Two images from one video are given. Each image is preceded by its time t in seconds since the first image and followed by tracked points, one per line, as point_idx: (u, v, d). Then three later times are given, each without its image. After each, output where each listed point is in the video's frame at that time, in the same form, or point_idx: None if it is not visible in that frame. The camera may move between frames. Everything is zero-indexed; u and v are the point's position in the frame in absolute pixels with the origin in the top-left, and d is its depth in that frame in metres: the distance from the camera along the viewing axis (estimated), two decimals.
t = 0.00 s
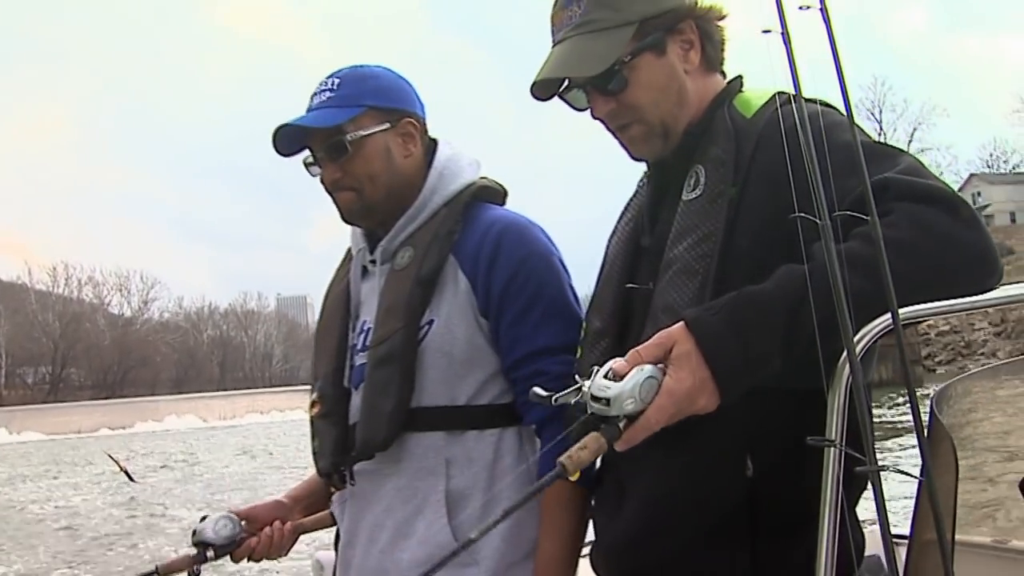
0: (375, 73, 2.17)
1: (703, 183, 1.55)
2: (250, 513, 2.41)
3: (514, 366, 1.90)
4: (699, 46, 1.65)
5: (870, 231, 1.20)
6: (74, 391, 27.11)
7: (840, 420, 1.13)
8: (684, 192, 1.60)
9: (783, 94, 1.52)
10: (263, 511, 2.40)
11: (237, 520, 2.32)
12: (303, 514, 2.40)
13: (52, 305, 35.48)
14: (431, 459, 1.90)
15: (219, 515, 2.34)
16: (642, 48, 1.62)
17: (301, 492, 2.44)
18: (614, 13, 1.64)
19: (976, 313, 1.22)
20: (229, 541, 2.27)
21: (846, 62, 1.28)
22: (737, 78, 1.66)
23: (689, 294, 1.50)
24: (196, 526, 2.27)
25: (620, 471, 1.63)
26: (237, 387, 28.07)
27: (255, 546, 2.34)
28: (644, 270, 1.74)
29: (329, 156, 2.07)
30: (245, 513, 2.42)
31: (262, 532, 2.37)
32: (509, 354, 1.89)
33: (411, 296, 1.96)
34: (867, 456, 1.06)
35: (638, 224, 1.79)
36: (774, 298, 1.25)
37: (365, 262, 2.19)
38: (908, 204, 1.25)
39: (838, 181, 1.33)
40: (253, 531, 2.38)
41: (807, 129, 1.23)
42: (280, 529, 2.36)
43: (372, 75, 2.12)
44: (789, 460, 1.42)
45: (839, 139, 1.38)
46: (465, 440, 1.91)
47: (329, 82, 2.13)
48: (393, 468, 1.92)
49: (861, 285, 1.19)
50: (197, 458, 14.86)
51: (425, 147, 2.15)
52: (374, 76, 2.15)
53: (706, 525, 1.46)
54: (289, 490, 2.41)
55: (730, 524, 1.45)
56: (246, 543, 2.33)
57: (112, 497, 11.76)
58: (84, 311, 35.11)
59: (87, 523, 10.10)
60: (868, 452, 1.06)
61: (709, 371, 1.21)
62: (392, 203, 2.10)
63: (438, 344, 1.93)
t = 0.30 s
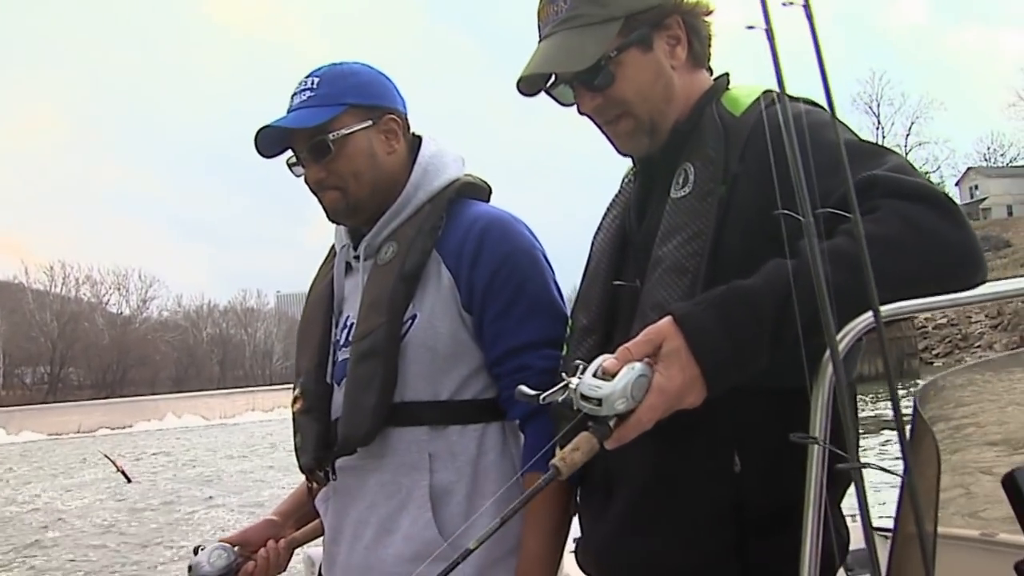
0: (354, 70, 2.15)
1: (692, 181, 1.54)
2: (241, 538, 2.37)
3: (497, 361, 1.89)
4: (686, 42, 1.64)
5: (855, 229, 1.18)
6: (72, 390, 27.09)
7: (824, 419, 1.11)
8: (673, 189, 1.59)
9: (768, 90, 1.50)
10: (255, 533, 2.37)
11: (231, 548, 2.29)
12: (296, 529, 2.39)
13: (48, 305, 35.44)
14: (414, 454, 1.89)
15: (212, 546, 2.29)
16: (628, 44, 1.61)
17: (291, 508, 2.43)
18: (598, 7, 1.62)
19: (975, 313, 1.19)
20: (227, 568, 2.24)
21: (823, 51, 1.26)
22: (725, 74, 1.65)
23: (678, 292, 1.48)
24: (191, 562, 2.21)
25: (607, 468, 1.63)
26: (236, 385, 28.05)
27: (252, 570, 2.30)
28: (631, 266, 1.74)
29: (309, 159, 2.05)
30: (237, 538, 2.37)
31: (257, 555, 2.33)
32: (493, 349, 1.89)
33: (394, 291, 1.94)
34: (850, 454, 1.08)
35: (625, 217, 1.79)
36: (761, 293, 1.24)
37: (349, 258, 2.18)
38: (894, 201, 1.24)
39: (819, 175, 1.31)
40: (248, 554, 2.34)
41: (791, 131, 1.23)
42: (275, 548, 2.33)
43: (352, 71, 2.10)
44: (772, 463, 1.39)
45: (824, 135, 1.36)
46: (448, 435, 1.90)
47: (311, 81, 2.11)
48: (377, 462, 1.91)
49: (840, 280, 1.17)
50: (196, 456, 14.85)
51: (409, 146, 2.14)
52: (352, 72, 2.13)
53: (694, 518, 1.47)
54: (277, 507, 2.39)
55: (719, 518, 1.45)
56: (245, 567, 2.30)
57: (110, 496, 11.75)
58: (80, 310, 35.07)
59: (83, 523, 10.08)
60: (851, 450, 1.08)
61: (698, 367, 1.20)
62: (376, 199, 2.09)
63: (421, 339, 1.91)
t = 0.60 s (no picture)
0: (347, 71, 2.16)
1: (684, 173, 1.55)
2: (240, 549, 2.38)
3: (495, 358, 1.90)
4: (685, 36, 1.65)
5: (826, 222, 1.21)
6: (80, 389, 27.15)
7: (801, 415, 1.13)
8: (666, 183, 1.60)
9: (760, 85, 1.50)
10: (253, 544, 2.38)
11: (231, 564, 2.27)
12: (293, 535, 2.40)
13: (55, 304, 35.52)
14: (412, 450, 1.90)
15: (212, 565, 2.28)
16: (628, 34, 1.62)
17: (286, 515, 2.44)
18: None
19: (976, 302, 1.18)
20: None
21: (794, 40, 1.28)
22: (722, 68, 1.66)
23: (669, 282, 1.49)
24: None
25: (601, 463, 1.65)
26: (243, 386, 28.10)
27: None
28: (625, 260, 1.75)
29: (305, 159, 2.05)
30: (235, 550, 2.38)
31: (258, 567, 2.35)
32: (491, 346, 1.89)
33: (391, 288, 1.95)
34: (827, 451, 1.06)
35: (619, 212, 1.80)
36: (736, 283, 1.25)
37: (346, 256, 2.19)
38: (873, 194, 1.27)
39: (791, 173, 1.37)
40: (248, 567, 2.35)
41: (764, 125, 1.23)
42: (274, 559, 2.35)
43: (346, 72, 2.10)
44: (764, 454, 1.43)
45: (797, 132, 1.40)
46: (445, 432, 1.91)
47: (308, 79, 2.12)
48: (374, 459, 1.92)
49: (811, 269, 1.21)
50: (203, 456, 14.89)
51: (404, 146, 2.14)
52: (346, 73, 2.14)
53: (684, 511, 1.48)
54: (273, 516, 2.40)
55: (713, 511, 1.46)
56: None
57: (116, 496, 11.77)
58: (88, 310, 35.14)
59: (89, 522, 10.11)
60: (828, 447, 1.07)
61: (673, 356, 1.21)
62: (373, 199, 2.09)
63: (418, 336, 1.93)
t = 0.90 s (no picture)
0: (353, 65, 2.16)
1: (694, 167, 1.58)
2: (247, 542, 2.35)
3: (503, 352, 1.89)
4: (702, 29, 1.67)
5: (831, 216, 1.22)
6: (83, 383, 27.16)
7: (806, 408, 1.15)
8: (677, 176, 1.63)
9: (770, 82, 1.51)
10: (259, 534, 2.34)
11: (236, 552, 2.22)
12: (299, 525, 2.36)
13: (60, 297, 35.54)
14: (417, 442, 1.90)
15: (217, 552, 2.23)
16: (643, 25, 1.64)
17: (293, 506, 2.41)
18: None
19: (976, 310, 1.21)
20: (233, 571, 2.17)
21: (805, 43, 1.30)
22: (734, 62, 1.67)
23: (675, 274, 1.50)
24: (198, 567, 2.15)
25: (607, 452, 1.67)
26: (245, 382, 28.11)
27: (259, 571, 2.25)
28: (636, 253, 1.78)
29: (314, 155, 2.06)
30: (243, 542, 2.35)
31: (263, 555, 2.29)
32: (498, 340, 1.89)
33: (398, 281, 1.96)
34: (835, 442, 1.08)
35: (632, 204, 1.83)
36: (738, 275, 1.29)
37: (354, 249, 2.20)
38: (876, 189, 1.27)
39: (799, 167, 1.39)
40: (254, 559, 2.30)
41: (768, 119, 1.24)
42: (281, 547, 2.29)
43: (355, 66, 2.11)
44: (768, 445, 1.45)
45: (806, 127, 1.41)
46: (451, 425, 1.90)
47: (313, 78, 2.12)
48: (379, 451, 1.93)
49: (818, 262, 1.22)
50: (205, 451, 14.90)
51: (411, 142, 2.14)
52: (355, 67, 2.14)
53: (688, 502, 1.51)
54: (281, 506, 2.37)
55: (714, 503, 1.48)
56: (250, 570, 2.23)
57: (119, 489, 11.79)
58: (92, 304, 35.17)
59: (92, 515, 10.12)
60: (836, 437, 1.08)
61: (670, 337, 1.24)
62: (382, 192, 2.10)
63: (426, 330, 1.93)
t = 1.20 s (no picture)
0: (363, 61, 2.14)
1: (716, 163, 1.58)
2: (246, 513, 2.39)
3: (514, 349, 1.89)
4: (733, 27, 1.65)
5: (863, 217, 1.21)
6: (95, 372, 27.25)
7: (834, 403, 1.16)
8: (699, 171, 1.62)
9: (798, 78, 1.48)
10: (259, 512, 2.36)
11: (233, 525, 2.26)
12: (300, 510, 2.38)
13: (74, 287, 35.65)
14: (429, 440, 1.89)
15: (216, 521, 2.27)
16: (675, 11, 1.63)
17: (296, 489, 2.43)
18: None
19: (989, 309, 1.17)
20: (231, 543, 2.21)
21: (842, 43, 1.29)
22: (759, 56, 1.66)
23: (698, 269, 1.52)
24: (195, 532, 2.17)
25: (626, 448, 1.67)
26: (258, 373, 28.18)
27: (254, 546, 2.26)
28: (655, 249, 1.77)
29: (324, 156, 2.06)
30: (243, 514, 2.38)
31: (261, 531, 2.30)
32: (510, 338, 1.89)
33: (409, 279, 1.95)
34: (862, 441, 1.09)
35: (652, 198, 1.82)
36: (768, 276, 1.28)
37: (365, 246, 2.19)
38: (907, 190, 1.26)
39: (833, 168, 1.37)
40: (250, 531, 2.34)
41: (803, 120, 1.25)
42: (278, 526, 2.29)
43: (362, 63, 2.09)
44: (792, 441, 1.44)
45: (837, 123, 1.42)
46: (462, 423, 1.90)
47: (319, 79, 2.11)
48: (390, 449, 1.93)
49: (849, 266, 1.21)
50: (217, 442, 14.95)
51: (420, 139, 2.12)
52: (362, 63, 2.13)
53: (709, 501, 1.50)
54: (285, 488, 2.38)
55: (736, 501, 1.47)
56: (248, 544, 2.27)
57: (133, 479, 11.81)
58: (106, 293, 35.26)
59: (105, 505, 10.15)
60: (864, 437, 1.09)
61: (697, 331, 1.25)
62: (391, 188, 2.08)
63: (437, 327, 1.92)
